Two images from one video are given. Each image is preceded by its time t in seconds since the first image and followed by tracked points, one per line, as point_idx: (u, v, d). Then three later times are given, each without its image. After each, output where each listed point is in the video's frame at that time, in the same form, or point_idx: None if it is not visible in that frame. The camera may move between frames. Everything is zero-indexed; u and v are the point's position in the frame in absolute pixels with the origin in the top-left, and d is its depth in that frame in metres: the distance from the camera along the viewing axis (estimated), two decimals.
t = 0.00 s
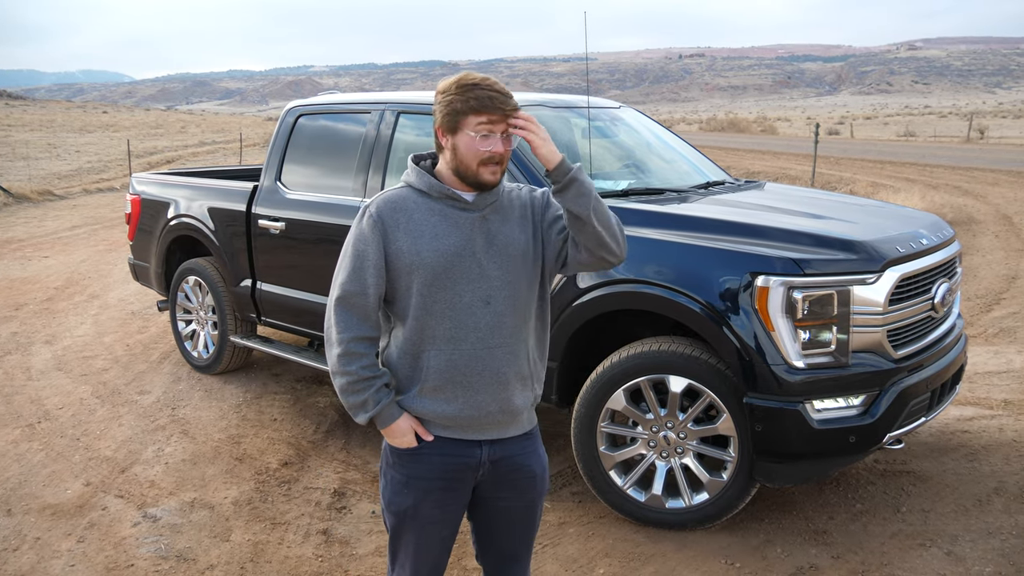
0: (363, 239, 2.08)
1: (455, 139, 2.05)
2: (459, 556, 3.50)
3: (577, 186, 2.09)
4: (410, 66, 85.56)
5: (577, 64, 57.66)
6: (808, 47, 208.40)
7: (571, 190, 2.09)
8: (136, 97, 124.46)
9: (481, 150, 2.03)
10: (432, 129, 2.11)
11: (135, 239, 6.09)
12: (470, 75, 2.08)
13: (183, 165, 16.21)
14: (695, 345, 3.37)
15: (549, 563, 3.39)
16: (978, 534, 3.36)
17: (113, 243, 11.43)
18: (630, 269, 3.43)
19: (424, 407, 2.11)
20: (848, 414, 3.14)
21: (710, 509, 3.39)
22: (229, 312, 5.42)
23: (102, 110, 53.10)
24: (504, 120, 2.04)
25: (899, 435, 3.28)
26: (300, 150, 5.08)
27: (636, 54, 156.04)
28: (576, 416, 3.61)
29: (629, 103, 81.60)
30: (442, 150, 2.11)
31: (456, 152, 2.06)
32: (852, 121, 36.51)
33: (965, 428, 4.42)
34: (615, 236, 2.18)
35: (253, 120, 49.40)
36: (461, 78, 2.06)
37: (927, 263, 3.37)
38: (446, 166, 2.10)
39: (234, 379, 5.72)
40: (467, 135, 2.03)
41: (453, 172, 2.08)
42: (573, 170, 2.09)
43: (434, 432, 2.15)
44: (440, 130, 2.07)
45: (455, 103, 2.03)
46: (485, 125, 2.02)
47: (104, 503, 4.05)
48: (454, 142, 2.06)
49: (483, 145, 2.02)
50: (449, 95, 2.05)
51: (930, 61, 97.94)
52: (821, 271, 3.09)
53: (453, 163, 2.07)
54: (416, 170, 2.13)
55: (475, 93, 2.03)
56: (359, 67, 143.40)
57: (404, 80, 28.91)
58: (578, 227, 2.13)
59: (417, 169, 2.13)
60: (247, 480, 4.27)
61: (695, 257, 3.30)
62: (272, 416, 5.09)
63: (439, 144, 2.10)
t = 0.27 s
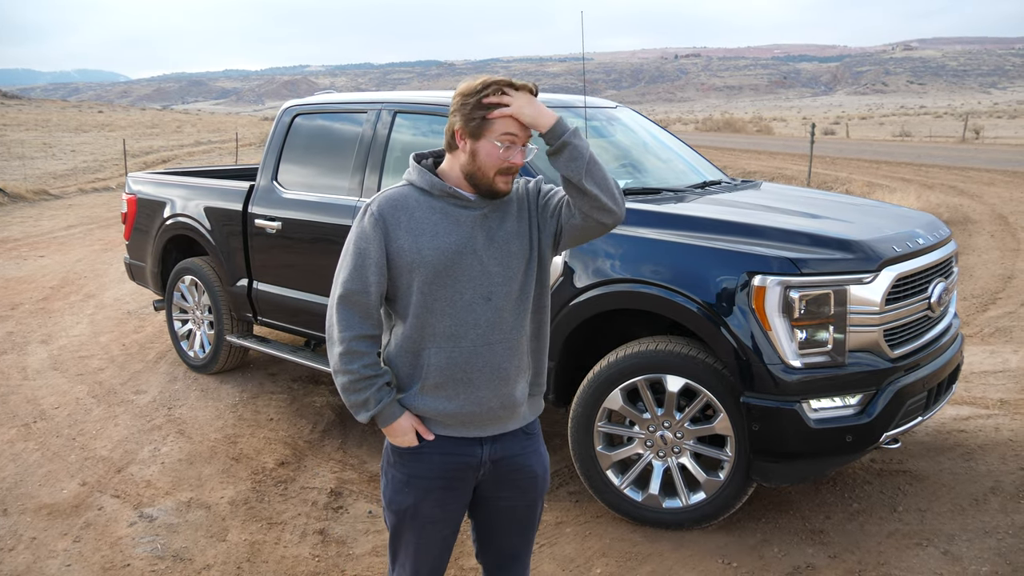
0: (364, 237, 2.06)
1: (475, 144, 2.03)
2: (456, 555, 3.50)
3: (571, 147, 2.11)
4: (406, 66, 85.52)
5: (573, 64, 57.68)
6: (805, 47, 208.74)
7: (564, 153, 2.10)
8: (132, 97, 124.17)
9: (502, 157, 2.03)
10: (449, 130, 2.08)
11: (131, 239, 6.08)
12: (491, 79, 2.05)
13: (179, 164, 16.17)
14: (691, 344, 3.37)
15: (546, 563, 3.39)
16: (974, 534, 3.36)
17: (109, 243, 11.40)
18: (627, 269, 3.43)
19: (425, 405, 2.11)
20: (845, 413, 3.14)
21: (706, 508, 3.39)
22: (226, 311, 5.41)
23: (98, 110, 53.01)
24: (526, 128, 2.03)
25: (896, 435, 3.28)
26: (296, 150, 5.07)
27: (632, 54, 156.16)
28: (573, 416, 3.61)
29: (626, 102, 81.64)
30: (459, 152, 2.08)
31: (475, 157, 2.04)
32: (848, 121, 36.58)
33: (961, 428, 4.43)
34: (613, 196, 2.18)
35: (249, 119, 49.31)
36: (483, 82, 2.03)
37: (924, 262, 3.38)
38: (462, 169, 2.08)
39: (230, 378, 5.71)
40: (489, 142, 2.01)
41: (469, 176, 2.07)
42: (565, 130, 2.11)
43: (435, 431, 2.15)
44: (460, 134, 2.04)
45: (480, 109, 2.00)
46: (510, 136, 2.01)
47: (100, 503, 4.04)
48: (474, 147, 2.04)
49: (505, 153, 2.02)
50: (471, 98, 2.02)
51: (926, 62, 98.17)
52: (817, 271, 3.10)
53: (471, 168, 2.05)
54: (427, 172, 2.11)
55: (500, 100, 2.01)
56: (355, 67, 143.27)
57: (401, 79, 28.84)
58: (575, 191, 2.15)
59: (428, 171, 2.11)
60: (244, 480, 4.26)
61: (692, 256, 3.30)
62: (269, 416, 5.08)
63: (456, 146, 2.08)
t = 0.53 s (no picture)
0: (363, 237, 2.06)
1: (490, 150, 2.04)
2: (454, 557, 3.49)
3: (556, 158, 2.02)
4: (404, 67, 85.53)
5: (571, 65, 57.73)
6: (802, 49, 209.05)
7: (549, 164, 2.02)
8: (129, 97, 124.05)
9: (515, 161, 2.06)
10: (455, 135, 2.05)
11: (129, 240, 6.07)
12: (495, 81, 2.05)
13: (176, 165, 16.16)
14: (690, 346, 3.37)
15: (545, 564, 3.39)
16: (973, 536, 3.36)
17: (107, 244, 11.38)
18: (626, 271, 3.43)
19: (425, 406, 2.11)
20: (844, 415, 3.14)
21: (705, 510, 3.39)
22: (224, 312, 5.40)
23: (95, 111, 52.94)
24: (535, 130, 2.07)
25: (895, 436, 3.28)
26: (295, 151, 5.06)
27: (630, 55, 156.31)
28: (571, 417, 3.61)
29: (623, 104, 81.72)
30: (468, 157, 2.07)
31: (489, 163, 2.06)
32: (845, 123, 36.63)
33: (959, 430, 4.43)
34: (603, 196, 2.13)
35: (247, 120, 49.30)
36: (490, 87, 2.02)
37: (922, 264, 3.39)
38: (472, 174, 2.08)
39: (228, 380, 5.70)
40: (505, 148, 2.03)
41: (482, 181, 2.08)
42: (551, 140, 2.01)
43: (435, 433, 2.14)
44: (472, 140, 2.03)
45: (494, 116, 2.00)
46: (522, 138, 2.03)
47: (98, 504, 4.03)
48: (487, 153, 2.04)
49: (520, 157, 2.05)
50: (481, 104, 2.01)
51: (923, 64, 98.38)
52: (816, 273, 3.10)
53: (484, 174, 2.07)
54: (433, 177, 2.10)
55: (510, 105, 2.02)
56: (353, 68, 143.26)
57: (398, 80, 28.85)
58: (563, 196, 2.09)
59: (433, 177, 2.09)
60: (242, 481, 4.25)
61: (691, 258, 3.30)
62: (267, 417, 5.07)
63: (465, 151, 2.07)
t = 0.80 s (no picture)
0: (354, 242, 2.08)
1: (447, 133, 2.06)
2: (452, 559, 3.49)
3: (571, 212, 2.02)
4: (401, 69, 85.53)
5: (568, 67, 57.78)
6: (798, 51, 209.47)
7: (566, 218, 2.02)
8: (125, 98, 123.87)
9: (475, 140, 2.05)
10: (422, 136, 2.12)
11: (125, 241, 6.06)
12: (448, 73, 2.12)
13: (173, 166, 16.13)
14: (687, 347, 3.37)
15: (542, 566, 3.38)
16: (970, 537, 3.37)
17: (103, 245, 11.36)
18: (623, 272, 3.43)
19: (417, 412, 2.11)
20: (841, 416, 3.15)
21: (703, 511, 3.39)
22: (221, 314, 5.39)
23: (91, 112, 52.84)
24: (490, 107, 2.07)
25: (892, 438, 3.29)
26: (292, 152, 5.06)
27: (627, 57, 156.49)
28: (570, 418, 3.60)
29: (620, 105, 81.80)
30: (438, 150, 2.10)
31: (451, 148, 2.07)
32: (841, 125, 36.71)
33: (956, 431, 4.44)
34: (611, 251, 2.11)
35: (244, 122, 49.23)
36: (440, 77, 2.10)
37: (920, 266, 3.39)
38: (443, 165, 2.09)
39: (225, 381, 5.69)
40: (458, 128, 2.04)
41: (451, 170, 2.08)
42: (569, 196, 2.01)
43: (428, 438, 2.14)
44: (432, 130, 2.08)
45: (442, 98, 2.05)
46: (473, 117, 2.04)
47: (94, 506, 4.02)
48: (447, 140, 2.07)
49: (475, 135, 2.04)
50: (432, 94, 2.08)
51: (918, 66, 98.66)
52: (814, 274, 3.10)
53: (450, 161, 2.07)
54: (411, 174, 2.12)
55: (459, 86, 2.06)
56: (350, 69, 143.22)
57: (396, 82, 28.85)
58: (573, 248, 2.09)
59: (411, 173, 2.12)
60: (238, 483, 4.24)
61: (688, 259, 3.30)
62: (264, 419, 5.06)
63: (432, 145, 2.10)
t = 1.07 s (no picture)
0: (351, 240, 2.08)
1: (443, 131, 2.05)
2: (448, 558, 3.48)
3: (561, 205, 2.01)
4: (397, 67, 85.44)
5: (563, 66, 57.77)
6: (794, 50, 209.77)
7: (556, 215, 2.01)
8: (120, 97, 123.52)
9: (471, 139, 2.03)
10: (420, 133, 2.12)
11: (120, 240, 6.03)
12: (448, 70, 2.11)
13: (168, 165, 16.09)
14: (683, 346, 3.37)
15: (538, 565, 3.38)
16: (966, 535, 3.37)
17: (98, 244, 11.32)
18: (619, 271, 3.42)
19: (413, 412, 2.11)
20: (837, 415, 3.15)
21: (699, 510, 3.39)
22: (216, 313, 5.38)
23: (86, 110, 52.68)
24: (486, 106, 2.05)
25: (888, 436, 3.29)
26: (287, 150, 5.05)
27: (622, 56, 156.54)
28: (565, 417, 3.60)
29: (616, 104, 81.82)
30: (435, 148, 2.09)
31: (447, 146, 2.05)
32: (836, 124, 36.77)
33: (951, 429, 4.45)
34: (603, 248, 2.10)
35: (239, 120, 49.12)
36: (440, 74, 2.09)
37: (915, 264, 3.39)
38: (439, 164, 2.09)
39: (220, 380, 5.67)
40: (453, 125, 2.03)
41: (447, 168, 2.07)
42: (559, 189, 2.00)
43: (424, 439, 2.14)
44: (429, 128, 2.07)
45: (439, 95, 2.04)
46: (468, 115, 2.03)
47: (89, 506, 4.00)
48: (443, 138, 2.06)
49: (470, 133, 2.03)
50: (430, 91, 2.07)
51: (913, 65, 98.88)
52: (810, 273, 3.10)
53: (446, 159, 2.06)
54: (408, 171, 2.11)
55: (457, 84, 2.05)
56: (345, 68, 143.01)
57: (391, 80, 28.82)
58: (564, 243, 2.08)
59: (407, 170, 2.11)
60: (234, 482, 4.23)
61: (685, 258, 3.30)
62: (259, 418, 5.05)
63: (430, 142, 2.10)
